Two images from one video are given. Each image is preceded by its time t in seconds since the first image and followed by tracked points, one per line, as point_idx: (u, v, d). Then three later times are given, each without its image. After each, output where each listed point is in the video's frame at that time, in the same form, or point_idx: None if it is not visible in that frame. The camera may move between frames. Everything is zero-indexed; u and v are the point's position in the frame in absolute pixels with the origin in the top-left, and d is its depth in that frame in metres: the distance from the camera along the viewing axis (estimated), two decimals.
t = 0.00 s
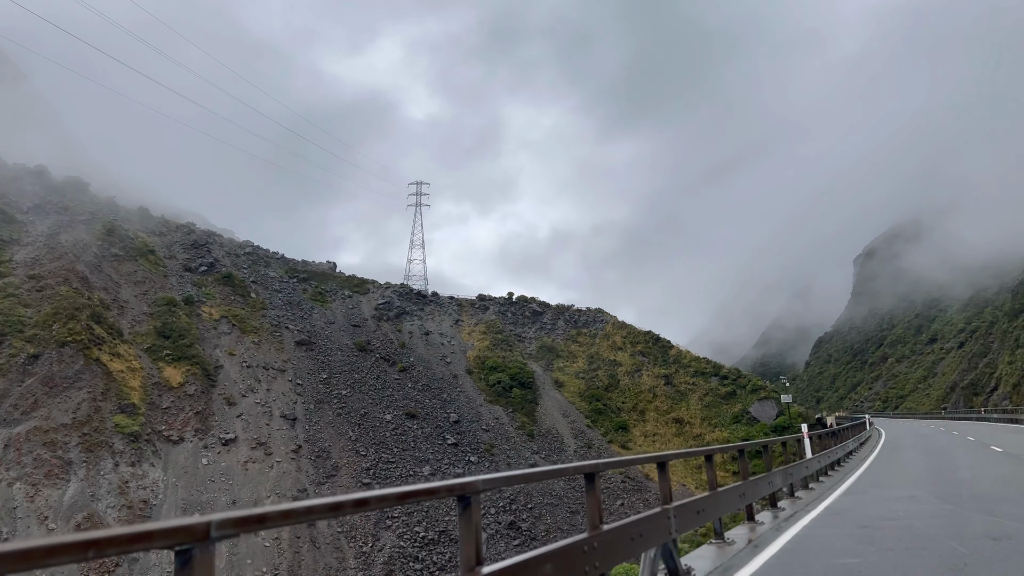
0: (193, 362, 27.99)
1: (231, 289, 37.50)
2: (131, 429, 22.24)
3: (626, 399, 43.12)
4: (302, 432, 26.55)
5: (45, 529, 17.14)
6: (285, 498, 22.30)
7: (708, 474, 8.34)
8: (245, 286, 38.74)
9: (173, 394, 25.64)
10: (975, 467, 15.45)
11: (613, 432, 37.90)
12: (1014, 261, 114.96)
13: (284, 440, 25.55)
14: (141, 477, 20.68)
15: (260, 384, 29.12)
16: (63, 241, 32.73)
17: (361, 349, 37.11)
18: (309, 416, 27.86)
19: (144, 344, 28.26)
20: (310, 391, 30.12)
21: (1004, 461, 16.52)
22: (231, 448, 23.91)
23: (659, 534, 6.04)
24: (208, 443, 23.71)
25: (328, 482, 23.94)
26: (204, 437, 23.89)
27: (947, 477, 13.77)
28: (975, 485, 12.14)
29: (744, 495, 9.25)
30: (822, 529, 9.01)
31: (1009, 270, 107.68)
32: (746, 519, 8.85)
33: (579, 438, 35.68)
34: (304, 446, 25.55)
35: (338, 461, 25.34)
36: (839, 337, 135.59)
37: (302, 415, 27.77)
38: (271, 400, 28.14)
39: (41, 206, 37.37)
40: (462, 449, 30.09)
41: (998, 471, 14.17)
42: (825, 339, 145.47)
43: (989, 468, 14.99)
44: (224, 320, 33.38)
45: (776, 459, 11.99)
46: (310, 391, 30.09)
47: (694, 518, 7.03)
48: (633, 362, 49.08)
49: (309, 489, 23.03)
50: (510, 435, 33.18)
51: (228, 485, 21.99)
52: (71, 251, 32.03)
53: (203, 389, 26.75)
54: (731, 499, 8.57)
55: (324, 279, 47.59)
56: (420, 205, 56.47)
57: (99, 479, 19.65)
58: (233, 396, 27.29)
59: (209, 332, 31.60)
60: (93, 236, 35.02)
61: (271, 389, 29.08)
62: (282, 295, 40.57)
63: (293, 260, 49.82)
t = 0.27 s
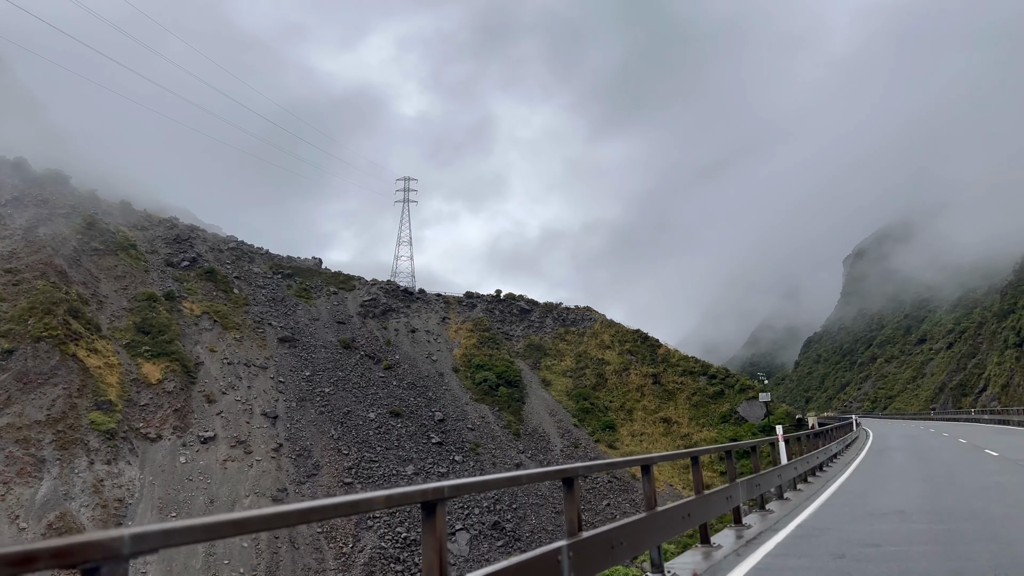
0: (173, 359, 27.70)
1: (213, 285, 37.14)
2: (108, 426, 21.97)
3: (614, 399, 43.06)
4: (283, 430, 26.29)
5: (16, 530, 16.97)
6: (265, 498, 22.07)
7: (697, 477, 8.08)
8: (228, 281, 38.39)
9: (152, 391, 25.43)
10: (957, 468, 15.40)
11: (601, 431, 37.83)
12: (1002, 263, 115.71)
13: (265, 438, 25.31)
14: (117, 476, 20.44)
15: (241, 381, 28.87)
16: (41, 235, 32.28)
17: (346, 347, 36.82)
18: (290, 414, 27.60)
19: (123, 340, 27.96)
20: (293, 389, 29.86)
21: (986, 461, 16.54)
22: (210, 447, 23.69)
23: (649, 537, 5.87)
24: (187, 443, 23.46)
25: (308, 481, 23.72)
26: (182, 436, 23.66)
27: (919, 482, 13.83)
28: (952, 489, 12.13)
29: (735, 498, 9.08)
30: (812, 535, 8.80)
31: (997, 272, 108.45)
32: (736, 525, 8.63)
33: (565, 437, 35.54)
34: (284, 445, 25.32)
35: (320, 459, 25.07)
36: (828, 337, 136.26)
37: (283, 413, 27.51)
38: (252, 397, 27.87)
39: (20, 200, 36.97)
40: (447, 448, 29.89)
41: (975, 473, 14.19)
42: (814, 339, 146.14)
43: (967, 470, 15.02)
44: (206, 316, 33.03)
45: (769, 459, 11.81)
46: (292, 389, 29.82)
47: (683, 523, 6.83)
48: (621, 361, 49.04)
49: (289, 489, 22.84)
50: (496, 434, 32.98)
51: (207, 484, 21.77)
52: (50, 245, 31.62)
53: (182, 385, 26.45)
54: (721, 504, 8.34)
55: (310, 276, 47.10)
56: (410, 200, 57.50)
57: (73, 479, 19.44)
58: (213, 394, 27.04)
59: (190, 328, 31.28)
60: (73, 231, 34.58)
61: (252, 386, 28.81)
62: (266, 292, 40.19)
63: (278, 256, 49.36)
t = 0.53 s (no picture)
0: (154, 356, 27.48)
1: (197, 281, 36.85)
2: (85, 424, 21.73)
3: (602, 399, 43.05)
4: (266, 429, 26.09)
5: None
6: (245, 498, 21.85)
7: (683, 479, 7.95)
8: (212, 278, 38.10)
9: (132, 388, 25.20)
10: (939, 471, 15.41)
11: (588, 432, 37.79)
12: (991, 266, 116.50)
13: (246, 437, 25.10)
14: (94, 475, 20.22)
15: (223, 379, 28.65)
16: (21, 230, 31.89)
17: (332, 345, 36.57)
18: (273, 413, 27.39)
19: (103, 337, 27.69)
20: (276, 388, 29.62)
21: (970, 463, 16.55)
22: (190, 446, 23.49)
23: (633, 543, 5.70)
24: (166, 443, 23.21)
25: (290, 481, 23.53)
26: (162, 434, 23.46)
27: (900, 484, 13.82)
28: (932, 491, 12.11)
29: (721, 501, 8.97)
30: (798, 539, 8.70)
31: (985, 276, 109.28)
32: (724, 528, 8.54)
33: (553, 438, 35.44)
34: (266, 444, 25.11)
35: (302, 459, 24.86)
36: (818, 338, 136.95)
37: (266, 412, 27.30)
38: (234, 395, 27.64)
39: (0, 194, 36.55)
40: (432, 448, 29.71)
41: (958, 475, 14.16)
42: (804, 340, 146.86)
43: (949, 473, 15.01)
44: (189, 313, 32.76)
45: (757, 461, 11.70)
46: (275, 388, 29.60)
47: (667, 528, 6.72)
48: (610, 361, 49.02)
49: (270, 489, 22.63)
50: (482, 434, 32.83)
51: (187, 484, 21.57)
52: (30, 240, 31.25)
53: (162, 383, 26.20)
54: (705, 507, 8.24)
55: (296, 273, 46.75)
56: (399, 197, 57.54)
57: (48, 478, 19.24)
58: (194, 392, 26.81)
59: (172, 326, 31.04)
60: (54, 226, 34.19)
61: (234, 383, 28.57)
62: (251, 289, 39.88)
63: (264, 253, 49.00)
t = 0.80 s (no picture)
0: (135, 355, 27.36)
1: (182, 280, 36.58)
2: (63, 424, 21.54)
3: (591, 401, 42.97)
4: (248, 430, 25.93)
5: None
6: (226, 500, 21.64)
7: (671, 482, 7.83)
8: (196, 276, 37.84)
9: (111, 388, 25.03)
10: (922, 476, 15.37)
11: (577, 434, 37.70)
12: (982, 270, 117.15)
13: (228, 438, 24.96)
14: (71, 475, 20.02)
15: (205, 378, 28.50)
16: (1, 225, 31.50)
17: (318, 345, 36.36)
18: (256, 413, 27.21)
19: (83, 334, 27.43)
20: (259, 388, 29.45)
21: (958, 466, 16.52)
22: (170, 447, 23.35)
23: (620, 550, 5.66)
24: (145, 443, 23.06)
25: (272, 483, 23.34)
26: (141, 435, 23.30)
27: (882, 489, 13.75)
28: (913, 496, 12.10)
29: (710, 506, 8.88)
30: (785, 545, 8.58)
31: (976, 278, 109.94)
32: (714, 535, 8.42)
33: (541, 439, 35.29)
34: (248, 445, 24.95)
35: (285, 461, 24.67)
36: (809, 341, 137.45)
37: (249, 412, 27.13)
38: (216, 396, 27.50)
39: None
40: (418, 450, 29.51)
41: (943, 479, 14.16)
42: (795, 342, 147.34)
43: (933, 478, 14.98)
44: (172, 312, 32.56)
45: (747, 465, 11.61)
46: (258, 388, 29.43)
47: (653, 535, 6.60)
48: (599, 362, 48.96)
49: (252, 490, 22.45)
50: (469, 436, 32.65)
51: (166, 485, 21.34)
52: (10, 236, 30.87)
53: (142, 383, 26.02)
54: (696, 513, 8.14)
55: (283, 272, 46.44)
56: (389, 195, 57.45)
57: (24, 478, 19.00)
58: (176, 391, 26.70)
59: (154, 324, 30.84)
60: (35, 222, 33.85)
61: (216, 384, 28.41)
62: (236, 287, 39.59)
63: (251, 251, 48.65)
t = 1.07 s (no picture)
0: (117, 355, 27.23)
1: (168, 279, 36.33)
2: (42, 426, 21.39)
3: (582, 404, 42.82)
4: (232, 432, 25.76)
5: None
6: (207, 502, 21.45)
7: (656, 490, 7.69)
8: (182, 275, 37.58)
9: (92, 388, 24.86)
10: (908, 482, 15.27)
11: (567, 437, 37.55)
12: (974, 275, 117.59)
13: (211, 440, 24.79)
14: (48, 478, 19.89)
15: (189, 380, 28.34)
16: None
17: (305, 346, 36.15)
18: (240, 415, 27.02)
19: (65, 335, 27.24)
20: (244, 389, 29.25)
21: (946, 471, 16.39)
22: (151, 449, 23.20)
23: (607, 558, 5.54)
24: (126, 445, 22.92)
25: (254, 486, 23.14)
26: (122, 437, 23.15)
27: (866, 496, 13.65)
28: (897, 501, 11.99)
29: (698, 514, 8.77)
30: (775, 552, 8.42)
31: (968, 283, 110.33)
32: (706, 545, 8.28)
33: (530, 443, 35.10)
34: (231, 447, 24.76)
35: (268, 463, 24.47)
36: (802, 345, 137.78)
37: (233, 414, 26.93)
38: (199, 397, 27.34)
39: None
40: (405, 453, 29.30)
41: (931, 485, 14.03)
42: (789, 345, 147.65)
43: (920, 484, 14.87)
44: (156, 312, 32.34)
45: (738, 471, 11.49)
46: (243, 389, 29.24)
47: (638, 546, 6.45)
48: (591, 365, 48.80)
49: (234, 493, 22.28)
50: (458, 439, 32.45)
51: (146, 487, 21.17)
52: None
53: (124, 384, 25.87)
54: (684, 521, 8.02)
55: (271, 272, 46.14)
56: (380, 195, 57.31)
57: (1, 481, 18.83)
58: (159, 392, 26.58)
59: (138, 324, 30.64)
60: (18, 221, 33.60)
61: (200, 385, 28.25)
62: (223, 287, 39.33)
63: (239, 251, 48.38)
